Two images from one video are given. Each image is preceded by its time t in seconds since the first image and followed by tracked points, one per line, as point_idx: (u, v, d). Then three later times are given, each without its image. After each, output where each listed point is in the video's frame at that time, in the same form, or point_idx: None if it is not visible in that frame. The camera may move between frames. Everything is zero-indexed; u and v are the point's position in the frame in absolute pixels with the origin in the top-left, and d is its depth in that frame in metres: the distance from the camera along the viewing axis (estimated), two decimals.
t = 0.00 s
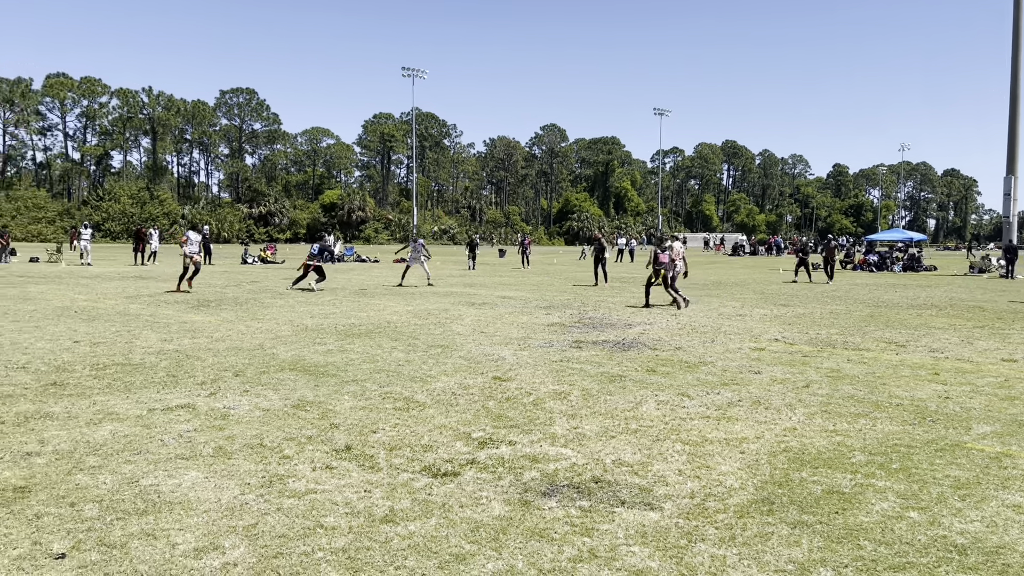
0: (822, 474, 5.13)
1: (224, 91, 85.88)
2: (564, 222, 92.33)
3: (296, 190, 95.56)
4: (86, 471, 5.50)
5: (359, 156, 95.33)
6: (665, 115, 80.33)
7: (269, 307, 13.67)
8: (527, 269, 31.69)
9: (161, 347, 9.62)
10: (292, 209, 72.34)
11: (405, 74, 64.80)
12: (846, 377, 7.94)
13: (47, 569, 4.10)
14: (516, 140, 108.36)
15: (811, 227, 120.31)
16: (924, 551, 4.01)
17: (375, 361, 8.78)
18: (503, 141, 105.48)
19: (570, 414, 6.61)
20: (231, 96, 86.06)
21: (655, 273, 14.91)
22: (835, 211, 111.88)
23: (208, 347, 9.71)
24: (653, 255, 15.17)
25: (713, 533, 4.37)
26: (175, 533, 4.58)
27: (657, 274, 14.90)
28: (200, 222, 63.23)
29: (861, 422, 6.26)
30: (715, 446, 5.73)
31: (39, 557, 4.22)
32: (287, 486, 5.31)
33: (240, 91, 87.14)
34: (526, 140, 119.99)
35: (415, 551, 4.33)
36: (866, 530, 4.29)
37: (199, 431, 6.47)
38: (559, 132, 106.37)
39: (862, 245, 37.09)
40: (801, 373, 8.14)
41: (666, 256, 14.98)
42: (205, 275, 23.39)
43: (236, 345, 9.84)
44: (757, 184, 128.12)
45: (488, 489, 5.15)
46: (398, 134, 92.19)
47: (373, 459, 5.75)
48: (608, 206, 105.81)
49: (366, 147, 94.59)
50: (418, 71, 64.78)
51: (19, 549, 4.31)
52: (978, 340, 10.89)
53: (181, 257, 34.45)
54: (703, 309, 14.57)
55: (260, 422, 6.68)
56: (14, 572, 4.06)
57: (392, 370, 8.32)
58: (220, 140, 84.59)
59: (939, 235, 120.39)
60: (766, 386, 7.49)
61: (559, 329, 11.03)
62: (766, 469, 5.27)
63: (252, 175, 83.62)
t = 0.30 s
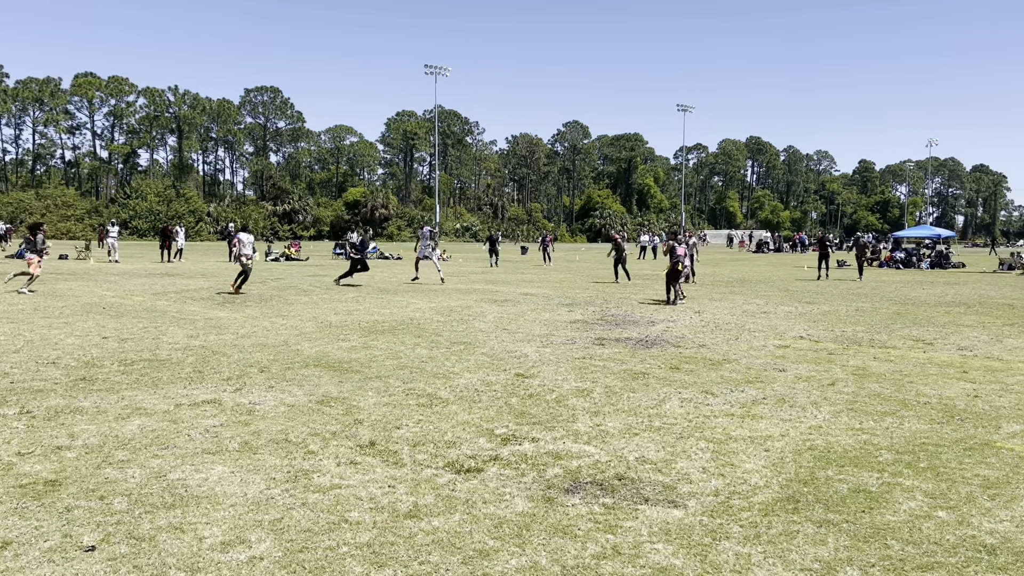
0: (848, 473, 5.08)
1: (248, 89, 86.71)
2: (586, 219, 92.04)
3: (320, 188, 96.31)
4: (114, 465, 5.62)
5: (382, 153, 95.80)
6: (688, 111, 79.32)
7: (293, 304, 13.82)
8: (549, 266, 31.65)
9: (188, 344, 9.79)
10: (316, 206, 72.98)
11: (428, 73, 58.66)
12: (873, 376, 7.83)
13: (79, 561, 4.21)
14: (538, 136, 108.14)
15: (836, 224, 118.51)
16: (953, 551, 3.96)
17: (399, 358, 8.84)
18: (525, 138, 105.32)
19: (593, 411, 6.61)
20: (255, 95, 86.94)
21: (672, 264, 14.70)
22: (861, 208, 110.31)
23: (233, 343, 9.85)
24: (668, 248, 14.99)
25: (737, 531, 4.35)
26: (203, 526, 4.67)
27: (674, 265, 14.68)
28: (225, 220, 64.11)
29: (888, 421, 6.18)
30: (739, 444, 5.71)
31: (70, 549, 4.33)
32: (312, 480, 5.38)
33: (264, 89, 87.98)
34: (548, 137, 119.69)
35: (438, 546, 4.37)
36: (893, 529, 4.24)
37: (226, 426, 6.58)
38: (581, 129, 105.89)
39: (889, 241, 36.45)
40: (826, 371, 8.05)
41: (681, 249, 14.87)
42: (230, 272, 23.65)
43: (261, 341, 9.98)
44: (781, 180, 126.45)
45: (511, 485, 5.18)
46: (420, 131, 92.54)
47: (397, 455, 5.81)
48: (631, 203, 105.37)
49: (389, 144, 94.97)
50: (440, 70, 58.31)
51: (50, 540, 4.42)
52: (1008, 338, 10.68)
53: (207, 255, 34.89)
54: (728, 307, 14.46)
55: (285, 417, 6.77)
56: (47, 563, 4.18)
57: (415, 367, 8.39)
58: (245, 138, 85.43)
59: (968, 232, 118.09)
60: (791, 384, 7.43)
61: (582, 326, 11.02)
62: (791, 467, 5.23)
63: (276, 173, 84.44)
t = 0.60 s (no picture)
0: (863, 470, 5.05)
1: (261, 87, 87.21)
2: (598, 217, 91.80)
3: (332, 185, 96.69)
4: (130, 461, 5.67)
5: (393, 150, 95.98)
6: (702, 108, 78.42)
7: (306, 301, 13.88)
8: (561, 263, 31.58)
9: (201, 340, 9.87)
10: (328, 204, 73.23)
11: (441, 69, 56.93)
12: (887, 373, 7.77)
13: (95, 556, 4.26)
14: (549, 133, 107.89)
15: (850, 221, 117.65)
16: (969, 550, 3.93)
17: (411, 354, 8.87)
18: (537, 135, 105.13)
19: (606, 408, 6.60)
20: (268, 92, 87.35)
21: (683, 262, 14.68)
22: (876, 204, 109.22)
23: (246, 340, 9.91)
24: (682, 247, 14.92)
25: (751, 529, 4.33)
26: (218, 522, 4.72)
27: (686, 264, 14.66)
28: (238, 217, 64.49)
29: (903, 419, 6.12)
30: (752, 442, 5.68)
31: (86, 544, 4.38)
32: (326, 477, 5.41)
33: (277, 86, 88.35)
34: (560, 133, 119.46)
35: (451, 543, 4.39)
36: (909, 528, 4.21)
37: (240, 422, 6.63)
38: (593, 125, 105.55)
39: (903, 238, 36.13)
40: (840, 368, 7.99)
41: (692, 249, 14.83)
42: (243, 269, 23.78)
43: (275, 338, 10.03)
44: (794, 177, 125.58)
45: (524, 482, 5.19)
46: (432, 129, 92.60)
47: (409, 452, 5.83)
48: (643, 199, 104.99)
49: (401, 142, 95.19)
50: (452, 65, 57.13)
51: (67, 536, 4.47)
52: None
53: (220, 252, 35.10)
54: (741, 304, 14.37)
55: (298, 414, 6.81)
56: (63, 558, 4.23)
57: (428, 364, 8.40)
58: (258, 135, 85.89)
59: (984, 229, 116.69)
60: (805, 382, 7.39)
61: (594, 323, 11.00)
62: (805, 465, 5.19)
63: (288, 170, 84.80)
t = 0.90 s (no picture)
0: (866, 467, 5.03)
1: (266, 83, 87.20)
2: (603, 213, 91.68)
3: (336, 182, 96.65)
4: (134, 457, 5.70)
5: (398, 147, 95.92)
6: (708, 104, 77.80)
7: (310, 297, 13.88)
8: (566, 260, 31.53)
9: (206, 336, 9.89)
10: (332, 200, 73.20)
11: (445, 66, 57.38)
12: (891, 370, 7.74)
13: (99, 552, 4.28)
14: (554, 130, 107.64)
15: (855, 217, 117.21)
16: (972, 546, 3.92)
17: (415, 351, 8.87)
18: (541, 131, 104.91)
19: (609, 405, 6.60)
20: (272, 89, 87.31)
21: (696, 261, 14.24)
22: (881, 200, 108.86)
23: (251, 336, 9.91)
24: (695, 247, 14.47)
25: (754, 526, 4.33)
26: (222, 519, 4.73)
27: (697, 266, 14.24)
28: (242, 213, 64.48)
29: (907, 415, 6.10)
30: (756, 438, 5.67)
31: (90, 540, 4.40)
32: (329, 473, 5.42)
33: (281, 83, 88.26)
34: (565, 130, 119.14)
35: (455, 539, 4.39)
36: (912, 524, 4.20)
37: (244, 418, 6.65)
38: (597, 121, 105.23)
39: (908, 235, 35.97)
40: (844, 365, 7.96)
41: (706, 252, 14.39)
42: (247, 266, 23.82)
43: (279, 334, 10.03)
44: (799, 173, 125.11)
45: (527, 478, 5.20)
46: (436, 125, 92.45)
47: (413, 448, 5.83)
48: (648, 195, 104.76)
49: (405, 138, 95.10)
50: (458, 62, 57.11)
51: (71, 531, 4.49)
52: None
53: (225, 248, 35.11)
54: (745, 301, 14.35)
55: (302, 410, 6.82)
56: (67, 554, 4.24)
57: (432, 360, 8.41)
58: (262, 132, 85.87)
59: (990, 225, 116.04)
60: (809, 378, 7.38)
61: (598, 319, 10.99)
62: (809, 462, 5.18)
63: (292, 166, 84.75)
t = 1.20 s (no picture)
0: (863, 463, 5.03)
1: (264, 79, 86.95)
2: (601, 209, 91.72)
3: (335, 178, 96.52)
4: (130, 453, 5.70)
5: (397, 143, 95.82)
6: (706, 99, 77.66)
7: (308, 293, 13.86)
8: (564, 256, 31.50)
9: (203, 333, 9.88)
10: (331, 197, 73.11)
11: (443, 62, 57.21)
12: (888, 366, 7.75)
13: (95, 549, 4.27)
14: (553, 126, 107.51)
15: (853, 214, 117.30)
16: (967, 542, 3.92)
17: (413, 347, 8.88)
18: (540, 128, 104.80)
19: (606, 401, 6.60)
20: (270, 85, 87.12)
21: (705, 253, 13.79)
22: (879, 197, 109.00)
23: (249, 333, 9.91)
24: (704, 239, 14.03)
25: (750, 522, 4.32)
26: (218, 515, 4.73)
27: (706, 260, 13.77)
28: (240, 210, 64.37)
29: (903, 411, 6.11)
30: (753, 434, 5.67)
31: (86, 536, 4.40)
32: (326, 469, 5.42)
33: (279, 79, 88.05)
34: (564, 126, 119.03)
35: (451, 535, 4.40)
36: (908, 520, 4.20)
37: (240, 415, 6.65)
38: (596, 117, 105.08)
39: (907, 231, 35.98)
40: (841, 361, 7.96)
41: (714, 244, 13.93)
42: (245, 262, 23.80)
43: (276, 331, 10.02)
44: (798, 169, 125.14)
45: (524, 475, 5.19)
46: (435, 121, 92.29)
47: (410, 444, 5.83)
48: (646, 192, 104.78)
49: (404, 134, 94.96)
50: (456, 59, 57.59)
51: (67, 528, 4.50)
52: None
53: (223, 245, 35.04)
54: (744, 296, 14.36)
55: (299, 406, 6.81)
56: (63, 550, 4.25)
57: (429, 356, 8.41)
58: (260, 128, 85.69)
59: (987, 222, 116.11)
60: (806, 374, 7.38)
61: (597, 316, 11.00)
62: (805, 458, 5.18)
63: (291, 163, 84.62)
